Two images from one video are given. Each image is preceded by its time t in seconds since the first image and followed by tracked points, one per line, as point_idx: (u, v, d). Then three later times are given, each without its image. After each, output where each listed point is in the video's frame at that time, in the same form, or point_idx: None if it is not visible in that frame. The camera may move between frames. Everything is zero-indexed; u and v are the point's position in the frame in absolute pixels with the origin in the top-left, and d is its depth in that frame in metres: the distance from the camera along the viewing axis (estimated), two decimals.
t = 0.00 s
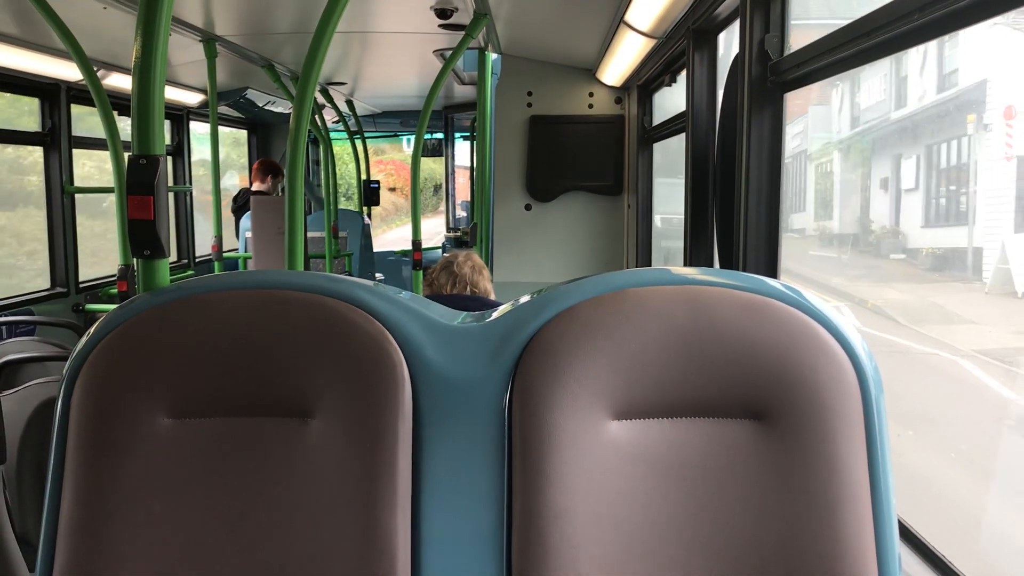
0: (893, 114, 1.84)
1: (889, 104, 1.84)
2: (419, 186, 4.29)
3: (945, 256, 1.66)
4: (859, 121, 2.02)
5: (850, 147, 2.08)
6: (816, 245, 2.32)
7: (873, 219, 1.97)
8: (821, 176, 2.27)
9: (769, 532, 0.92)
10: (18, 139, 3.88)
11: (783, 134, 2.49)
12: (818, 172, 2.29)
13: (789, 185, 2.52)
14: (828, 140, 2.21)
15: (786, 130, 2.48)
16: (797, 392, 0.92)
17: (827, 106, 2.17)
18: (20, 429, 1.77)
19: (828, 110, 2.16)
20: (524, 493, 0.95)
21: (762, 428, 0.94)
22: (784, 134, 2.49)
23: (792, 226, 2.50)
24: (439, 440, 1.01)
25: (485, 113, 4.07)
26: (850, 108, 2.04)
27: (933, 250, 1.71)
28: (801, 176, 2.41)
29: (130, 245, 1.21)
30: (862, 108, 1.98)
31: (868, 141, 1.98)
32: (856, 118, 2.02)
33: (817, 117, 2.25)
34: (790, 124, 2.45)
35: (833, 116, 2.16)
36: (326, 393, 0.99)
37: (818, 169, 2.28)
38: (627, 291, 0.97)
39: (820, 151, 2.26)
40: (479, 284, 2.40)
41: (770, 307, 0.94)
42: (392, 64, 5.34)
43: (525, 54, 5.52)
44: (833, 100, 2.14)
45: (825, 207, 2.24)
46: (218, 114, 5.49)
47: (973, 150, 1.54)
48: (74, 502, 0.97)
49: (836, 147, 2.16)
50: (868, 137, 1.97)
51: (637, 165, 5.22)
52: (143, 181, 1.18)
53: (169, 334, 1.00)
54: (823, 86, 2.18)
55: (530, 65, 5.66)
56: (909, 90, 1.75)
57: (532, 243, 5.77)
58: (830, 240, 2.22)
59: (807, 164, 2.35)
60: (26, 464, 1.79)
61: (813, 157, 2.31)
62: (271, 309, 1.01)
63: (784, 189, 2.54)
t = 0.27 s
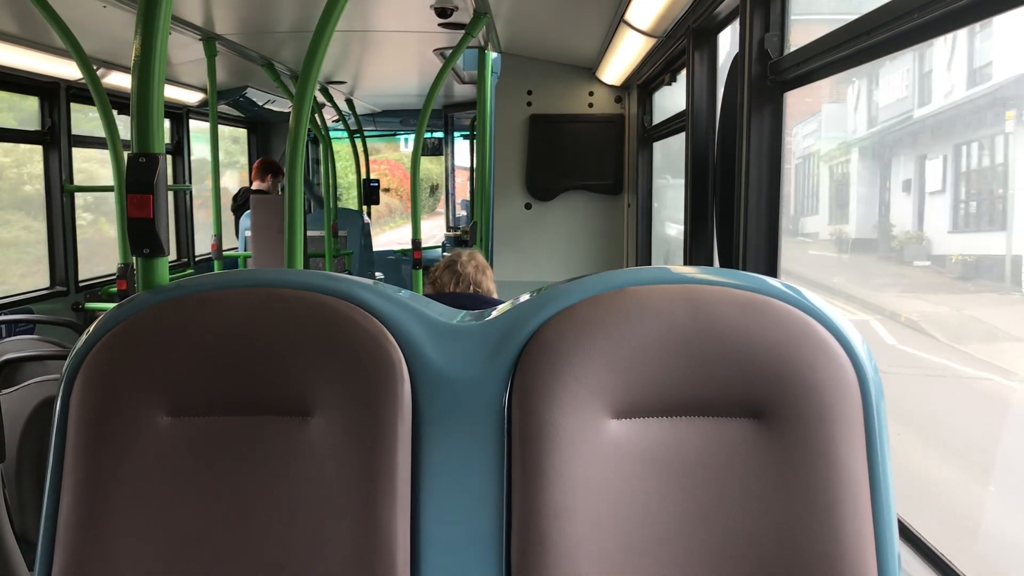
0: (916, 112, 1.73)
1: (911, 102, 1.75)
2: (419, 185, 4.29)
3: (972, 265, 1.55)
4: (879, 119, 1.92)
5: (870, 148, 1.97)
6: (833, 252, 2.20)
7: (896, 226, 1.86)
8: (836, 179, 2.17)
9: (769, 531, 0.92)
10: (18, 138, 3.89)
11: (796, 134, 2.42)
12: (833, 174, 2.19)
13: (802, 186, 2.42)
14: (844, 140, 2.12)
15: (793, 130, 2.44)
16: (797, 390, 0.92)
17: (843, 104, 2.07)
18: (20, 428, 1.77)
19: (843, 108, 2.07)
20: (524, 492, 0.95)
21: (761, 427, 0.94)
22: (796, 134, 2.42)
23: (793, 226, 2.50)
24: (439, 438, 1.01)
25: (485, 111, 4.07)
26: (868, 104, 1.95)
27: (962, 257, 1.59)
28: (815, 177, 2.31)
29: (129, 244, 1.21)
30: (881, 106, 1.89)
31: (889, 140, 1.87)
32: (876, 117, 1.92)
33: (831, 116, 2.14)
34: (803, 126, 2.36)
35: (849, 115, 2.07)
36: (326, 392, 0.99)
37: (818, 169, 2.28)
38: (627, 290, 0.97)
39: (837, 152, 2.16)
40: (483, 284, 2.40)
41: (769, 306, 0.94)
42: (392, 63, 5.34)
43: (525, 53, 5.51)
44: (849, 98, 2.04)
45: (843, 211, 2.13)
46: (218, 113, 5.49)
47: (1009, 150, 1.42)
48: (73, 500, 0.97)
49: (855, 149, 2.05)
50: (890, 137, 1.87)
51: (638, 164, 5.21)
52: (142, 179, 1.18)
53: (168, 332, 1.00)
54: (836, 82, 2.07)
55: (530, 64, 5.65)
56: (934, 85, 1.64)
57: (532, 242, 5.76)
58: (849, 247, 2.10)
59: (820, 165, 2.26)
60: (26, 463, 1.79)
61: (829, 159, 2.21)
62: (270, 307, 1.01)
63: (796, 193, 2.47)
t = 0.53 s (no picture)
0: (937, 113, 1.66)
1: (933, 103, 1.67)
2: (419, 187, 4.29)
3: (1004, 276, 1.46)
4: (896, 120, 1.86)
5: (886, 150, 1.90)
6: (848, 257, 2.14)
7: (914, 231, 1.79)
8: (849, 182, 2.12)
9: (769, 533, 0.92)
10: (18, 141, 3.89)
11: (808, 133, 2.36)
12: (847, 177, 2.13)
13: (813, 187, 2.36)
14: (857, 141, 2.07)
15: (802, 130, 2.39)
16: (797, 392, 0.92)
17: (858, 103, 2.01)
18: (19, 431, 1.77)
19: (857, 109, 2.01)
20: (523, 494, 0.95)
21: (761, 429, 0.94)
22: (806, 134, 2.36)
23: (793, 227, 2.50)
24: (439, 441, 1.00)
25: (485, 114, 4.07)
26: (885, 104, 1.88)
27: (995, 267, 1.49)
28: (826, 179, 2.25)
29: (128, 247, 1.21)
30: (898, 106, 1.82)
31: (906, 142, 1.80)
32: (893, 117, 1.85)
33: (845, 117, 2.09)
34: (815, 125, 2.30)
35: (861, 116, 2.02)
36: (325, 394, 0.99)
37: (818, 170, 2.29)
38: (626, 291, 0.97)
39: (851, 153, 2.10)
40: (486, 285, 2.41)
41: (769, 307, 0.94)
42: (391, 66, 5.34)
43: (525, 56, 5.52)
44: (864, 96, 1.98)
45: (858, 215, 2.07)
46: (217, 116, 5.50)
47: None
48: (72, 504, 0.97)
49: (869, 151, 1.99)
50: (907, 139, 1.80)
51: (637, 166, 5.22)
52: (142, 182, 1.18)
53: (167, 335, 0.99)
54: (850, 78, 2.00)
55: (530, 66, 5.65)
56: (958, 84, 1.56)
57: (532, 244, 5.76)
58: (864, 251, 2.04)
59: (832, 167, 2.21)
60: (26, 466, 1.79)
61: (844, 160, 2.15)
62: (270, 309, 1.01)
63: (807, 196, 2.41)
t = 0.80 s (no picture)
0: (969, 113, 1.56)
1: (964, 102, 1.57)
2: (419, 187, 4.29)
3: None
4: (919, 123, 1.77)
5: (907, 154, 1.82)
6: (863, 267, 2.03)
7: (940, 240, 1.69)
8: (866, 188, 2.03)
9: (768, 533, 0.92)
10: (17, 140, 3.89)
11: (822, 136, 2.27)
12: (864, 182, 2.04)
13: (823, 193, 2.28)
14: (875, 145, 1.98)
15: (815, 133, 2.31)
16: (796, 393, 0.92)
17: (878, 105, 1.93)
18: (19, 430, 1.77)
19: (876, 111, 1.93)
20: (523, 495, 0.95)
21: (760, 429, 0.95)
22: (819, 137, 2.28)
23: (792, 228, 2.51)
24: (439, 441, 1.01)
25: (485, 114, 4.08)
26: (908, 105, 1.79)
27: None
28: (840, 184, 2.17)
29: (129, 247, 1.21)
30: (922, 107, 1.74)
31: (932, 145, 1.71)
32: (917, 119, 1.77)
33: (863, 120, 2.01)
34: (830, 128, 2.21)
35: (881, 119, 1.94)
36: (326, 395, 0.99)
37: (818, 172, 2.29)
38: (627, 292, 0.97)
39: (870, 158, 2.01)
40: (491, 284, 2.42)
41: (768, 308, 0.95)
42: (391, 66, 5.35)
43: (524, 56, 5.52)
44: (884, 97, 1.90)
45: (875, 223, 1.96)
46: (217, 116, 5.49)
47: None
48: (74, 504, 0.97)
49: (889, 156, 1.90)
50: (933, 142, 1.71)
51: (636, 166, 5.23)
52: (143, 182, 1.18)
53: (169, 335, 1.00)
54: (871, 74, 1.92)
55: (529, 67, 5.66)
56: (994, 81, 1.46)
57: (531, 244, 5.77)
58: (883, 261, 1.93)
59: (848, 172, 2.12)
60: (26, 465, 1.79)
61: (861, 165, 2.06)
62: (271, 309, 1.01)
63: (817, 202, 2.32)
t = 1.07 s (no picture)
0: (996, 113, 1.45)
1: (990, 102, 1.46)
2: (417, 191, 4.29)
3: None
4: (939, 124, 1.65)
5: (926, 157, 1.70)
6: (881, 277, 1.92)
7: (963, 251, 1.57)
8: (885, 193, 1.91)
9: (765, 538, 0.92)
10: (14, 144, 3.88)
11: (838, 138, 2.17)
12: (882, 187, 1.92)
13: (841, 198, 2.17)
14: (893, 148, 1.86)
15: (830, 135, 2.21)
16: (792, 396, 0.92)
17: (897, 104, 1.82)
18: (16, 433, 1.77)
19: (892, 111, 1.84)
20: (519, 499, 0.95)
21: (756, 433, 0.94)
22: (835, 139, 2.18)
23: (790, 232, 2.51)
24: (435, 445, 1.00)
25: (483, 117, 4.08)
26: (926, 105, 1.69)
27: None
28: (854, 188, 2.08)
29: (125, 250, 1.21)
30: (943, 107, 1.63)
31: (954, 148, 1.59)
32: (937, 120, 1.65)
33: (878, 121, 1.91)
34: (847, 130, 2.10)
35: (899, 120, 1.84)
36: (321, 398, 0.99)
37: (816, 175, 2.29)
38: (622, 296, 0.97)
39: (888, 162, 1.89)
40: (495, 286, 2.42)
41: (764, 312, 0.95)
42: (389, 69, 5.35)
43: (522, 60, 5.52)
44: (903, 95, 1.79)
45: (895, 231, 1.84)
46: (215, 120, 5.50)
47: None
48: (67, 509, 0.96)
49: (908, 159, 1.78)
50: (953, 144, 1.59)
51: (634, 170, 5.23)
52: (138, 186, 1.18)
53: (164, 338, 0.99)
54: (890, 70, 1.82)
55: (527, 70, 5.66)
56: None
57: (529, 247, 5.76)
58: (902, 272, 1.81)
59: (862, 175, 2.03)
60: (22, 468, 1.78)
61: (879, 169, 1.94)
62: (266, 313, 1.01)
63: (835, 207, 2.21)
